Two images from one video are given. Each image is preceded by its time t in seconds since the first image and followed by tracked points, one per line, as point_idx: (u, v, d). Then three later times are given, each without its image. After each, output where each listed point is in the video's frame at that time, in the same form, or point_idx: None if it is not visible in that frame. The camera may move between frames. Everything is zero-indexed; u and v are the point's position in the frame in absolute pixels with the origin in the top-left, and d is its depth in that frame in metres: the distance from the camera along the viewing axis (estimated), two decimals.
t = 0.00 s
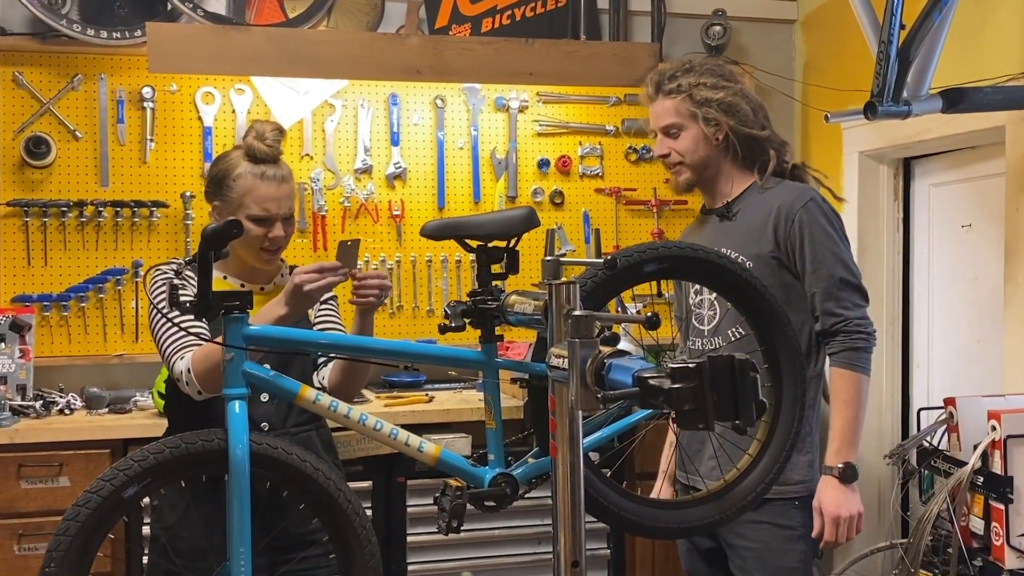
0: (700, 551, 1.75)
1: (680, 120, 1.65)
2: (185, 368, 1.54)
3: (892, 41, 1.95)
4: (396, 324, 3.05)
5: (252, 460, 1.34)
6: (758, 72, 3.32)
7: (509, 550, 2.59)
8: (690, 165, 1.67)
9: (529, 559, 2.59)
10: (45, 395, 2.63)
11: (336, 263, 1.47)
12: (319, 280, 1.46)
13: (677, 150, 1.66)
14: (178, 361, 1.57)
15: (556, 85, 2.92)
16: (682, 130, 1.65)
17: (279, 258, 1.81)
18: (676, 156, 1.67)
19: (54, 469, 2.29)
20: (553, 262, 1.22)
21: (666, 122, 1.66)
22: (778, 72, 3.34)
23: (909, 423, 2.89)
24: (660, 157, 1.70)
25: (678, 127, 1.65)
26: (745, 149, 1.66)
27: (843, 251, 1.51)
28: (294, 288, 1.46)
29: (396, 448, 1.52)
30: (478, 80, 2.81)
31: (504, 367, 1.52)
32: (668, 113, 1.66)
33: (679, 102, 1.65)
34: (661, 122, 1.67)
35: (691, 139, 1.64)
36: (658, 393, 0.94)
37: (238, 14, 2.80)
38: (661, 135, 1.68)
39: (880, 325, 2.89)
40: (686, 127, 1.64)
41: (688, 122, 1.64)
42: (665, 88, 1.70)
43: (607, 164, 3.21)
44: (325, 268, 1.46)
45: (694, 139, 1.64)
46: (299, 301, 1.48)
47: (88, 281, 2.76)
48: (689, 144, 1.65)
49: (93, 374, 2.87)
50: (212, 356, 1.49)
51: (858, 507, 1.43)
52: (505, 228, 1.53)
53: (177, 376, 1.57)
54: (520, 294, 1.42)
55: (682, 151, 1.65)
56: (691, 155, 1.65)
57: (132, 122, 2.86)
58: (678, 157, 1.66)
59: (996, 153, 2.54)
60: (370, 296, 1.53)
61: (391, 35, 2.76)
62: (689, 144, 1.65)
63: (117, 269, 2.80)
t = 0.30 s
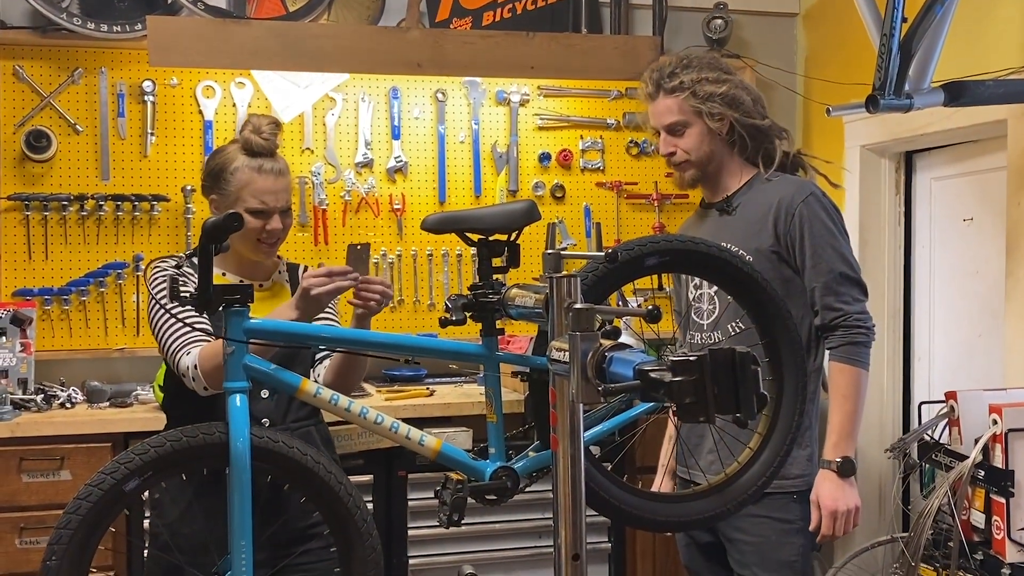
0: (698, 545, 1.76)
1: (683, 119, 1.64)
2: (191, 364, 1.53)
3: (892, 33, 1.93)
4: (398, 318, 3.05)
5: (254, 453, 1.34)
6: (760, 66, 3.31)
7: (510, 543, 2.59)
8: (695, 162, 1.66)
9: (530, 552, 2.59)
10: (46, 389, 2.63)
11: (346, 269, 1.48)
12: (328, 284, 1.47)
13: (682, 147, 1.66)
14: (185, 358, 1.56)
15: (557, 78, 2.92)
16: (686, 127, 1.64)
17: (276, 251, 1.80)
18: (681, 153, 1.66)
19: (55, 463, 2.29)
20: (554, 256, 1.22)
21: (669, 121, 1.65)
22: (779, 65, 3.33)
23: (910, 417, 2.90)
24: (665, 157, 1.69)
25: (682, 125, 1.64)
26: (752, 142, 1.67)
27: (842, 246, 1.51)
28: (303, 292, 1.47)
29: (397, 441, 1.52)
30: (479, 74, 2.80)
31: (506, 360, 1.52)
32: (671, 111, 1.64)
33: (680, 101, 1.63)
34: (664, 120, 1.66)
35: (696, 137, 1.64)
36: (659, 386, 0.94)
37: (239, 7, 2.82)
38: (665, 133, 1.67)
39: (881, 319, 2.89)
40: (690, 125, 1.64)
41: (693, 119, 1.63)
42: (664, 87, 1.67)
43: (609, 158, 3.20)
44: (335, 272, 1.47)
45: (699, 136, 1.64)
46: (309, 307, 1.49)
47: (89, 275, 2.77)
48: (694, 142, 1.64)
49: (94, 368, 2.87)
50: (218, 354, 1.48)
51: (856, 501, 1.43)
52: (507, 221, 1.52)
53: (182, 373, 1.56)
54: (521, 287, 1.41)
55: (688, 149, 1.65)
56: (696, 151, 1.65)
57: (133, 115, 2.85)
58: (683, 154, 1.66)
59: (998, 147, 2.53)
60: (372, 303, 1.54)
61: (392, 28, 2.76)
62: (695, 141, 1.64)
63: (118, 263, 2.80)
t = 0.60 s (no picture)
0: (697, 538, 1.76)
1: (682, 109, 1.63)
2: (191, 356, 1.52)
3: (897, 26, 1.83)
4: (399, 311, 3.04)
5: (257, 446, 1.34)
6: (763, 59, 3.29)
7: (511, 536, 2.59)
8: (692, 153, 1.65)
9: (531, 545, 2.60)
10: (47, 382, 2.63)
11: (347, 268, 1.49)
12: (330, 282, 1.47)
13: (679, 139, 1.65)
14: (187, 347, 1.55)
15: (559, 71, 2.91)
16: (685, 118, 1.63)
17: (275, 244, 1.80)
18: (679, 144, 1.65)
19: (57, 456, 2.29)
20: (557, 248, 1.22)
21: (668, 111, 1.64)
22: (782, 58, 3.32)
23: (912, 411, 2.89)
24: (663, 147, 1.68)
25: (681, 116, 1.64)
26: (752, 135, 1.67)
27: (841, 239, 1.50)
28: (302, 289, 1.47)
29: (400, 434, 1.52)
30: (482, 67, 2.79)
31: (508, 353, 1.52)
32: (671, 102, 1.64)
33: (679, 92, 1.63)
34: (662, 111, 1.65)
35: (694, 128, 1.63)
36: (664, 377, 0.93)
37: None
38: (664, 123, 1.66)
39: (884, 312, 2.88)
40: (690, 116, 1.63)
41: (692, 110, 1.63)
42: (665, 77, 1.67)
43: (611, 151, 3.19)
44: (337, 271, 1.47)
45: (697, 127, 1.63)
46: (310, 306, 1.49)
47: (90, 268, 2.77)
48: (693, 133, 1.64)
49: (95, 361, 2.87)
50: (219, 346, 1.48)
51: (854, 494, 1.43)
52: (508, 214, 1.52)
53: (183, 364, 1.55)
54: (523, 280, 1.41)
55: (685, 140, 1.64)
56: (694, 143, 1.64)
57: (134, 108, 2.85)
58: (680, 146, 1.65)
59: (1002, 139, 2.53)
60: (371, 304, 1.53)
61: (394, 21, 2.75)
62: (692, 133, 1.64)
63: (119, 256, 2.80)
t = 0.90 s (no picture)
0: (696, 533, 1.76)
1: (679, 103, 1.63)
2: (190, 352, 1.52)
3: (899, 20, 1.77)
4: (400, 306, 3.04)
5: (256, 441, 1.34)
6: (764, 53, 3.29)
7: (511, 531, 2.60)
8: (688, 147, 1.66)
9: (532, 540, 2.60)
10: (48, 377, 2.64)
11: (342, 265, 1.49)
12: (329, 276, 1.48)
13: (675, 133, 1.65)
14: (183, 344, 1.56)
15: (560, 65, 2.90)
16: (681, 112, 1.64)
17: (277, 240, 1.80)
18: (675, 139, 1.65)
19: (58, 451, 2.30)
20: (557, 243, 1.22)
21: (665, 105, 1.65)
22: (783, 52, 3.31)
23: (913, 406, 2.89)
24: (659, 140, 1.68)
25: (678, 110, 1.64)
26: (748, 130, 1.66)
27: (837, 234, 1.50)
28: (297, 287, 1.47)
29: (400, 429, 1.52)
30: (482, 61, 2.78)
31: (509, 348, 1.52)
32: (667, 95, 1.64)
33: (676, 85, 1.63)
34: (659, 104, 1.66)
35: (690, 122, 1.63)
36: (664, 372, 0.94)
37: None
38: (660, 117, 1.67)
39: (885, 307, 2.88)
40: (686, 110, 1.63)
41: (688, 104, 1.63)
42: (662, 71, 1.67)
43: (612, 146, 3.19)
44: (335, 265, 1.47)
45: (693, 121, 1.63)
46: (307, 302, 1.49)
47: (91, 263, 2.77)
48: (690, 127, 1.64)
49: (96, 356, 2.88)
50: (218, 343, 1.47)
51: (850, 488, 1.42)
52: (508, 209, 1.52)
53: (180, 361, 1.55)
54: (523, 275, 1.41)
55: (681, 135, 1.64)
56: (689, 138, 1.64)
57: (134, 103, 2.85)
58: (676, 140, 1.65)
59: (1003, 134, 2.52)
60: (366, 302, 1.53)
61: (394, 16, 2.74)
62: (688, 128, 1.64)
63: (120, 251, 2.80)
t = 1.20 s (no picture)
0: (694, 530, 1.76)
1: (674, 100, 1.63)
2: (185, 352, 1.52)
3: (899, 16, 1.74)
4: (400, 303, 3.04)
5: (255, 437, 1.34)
6: (764, 50, 3.28)
7: (511, 527, 2.60)
8: (683, 145, 1.65)
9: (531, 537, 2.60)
10: (48, 373, 2.64)
11: (333, 262, 1.50)
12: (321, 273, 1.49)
13: (671, 130, 1.65)
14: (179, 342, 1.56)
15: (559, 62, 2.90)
16: (676, 109, 1.63)
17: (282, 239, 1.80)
18: (670, 136, 1.65)
19: (57, 447, 2.30)
20: (554, 239, 1.21)
21: (661, 102, 1.65)
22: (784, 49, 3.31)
23: (912, 402, 2.89)
24: (655, 137, 1.68)
25: (673, 107, 1.64)
26: (743, 127, 1.66)
27: (834, 231, 1.50)
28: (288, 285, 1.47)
29: (398, 426, 1.52)
30: (481, 57, 2.78)
31: (507, 345, 1.52)
32: (663, 92, 1.64)
33: (672, 82, 1.63)
34: (655, 101, 1.66)
35: (685, 119, 1.63)
36: (658, 368, 0.94)
37: None
38: (656, 114, 1.67)
39: (884, 304, 2.88)
40: (681, 107, 1.63)
41: (683, 101, 1.63)
42: (657, 68, 1.67)
43: (611, 143, 3.19)
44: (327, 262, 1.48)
45: (688, 118, 1.63)
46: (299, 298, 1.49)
47: (90, 260, 2.77)
48: (685, 125, 1.63)
49: (95, 353, 2.88)
50: (214, 343, 1.47)
51: (849, 484, 1.42)
52: (506, 205, 1.51)
53: (177, 360, 1.55)
54: (520, 271, 1.41)
55: (676, 132, 1.64)
56: (685, 135, 1.64)
57: (133, 99, 2.85)
58: (672, 137, 1.65)
59: (1003, 131, 2.52)
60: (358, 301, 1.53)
61: (393, 12, 2.74)
62: (683, 125, 1.63)
63: (119, 247, 2.80)
